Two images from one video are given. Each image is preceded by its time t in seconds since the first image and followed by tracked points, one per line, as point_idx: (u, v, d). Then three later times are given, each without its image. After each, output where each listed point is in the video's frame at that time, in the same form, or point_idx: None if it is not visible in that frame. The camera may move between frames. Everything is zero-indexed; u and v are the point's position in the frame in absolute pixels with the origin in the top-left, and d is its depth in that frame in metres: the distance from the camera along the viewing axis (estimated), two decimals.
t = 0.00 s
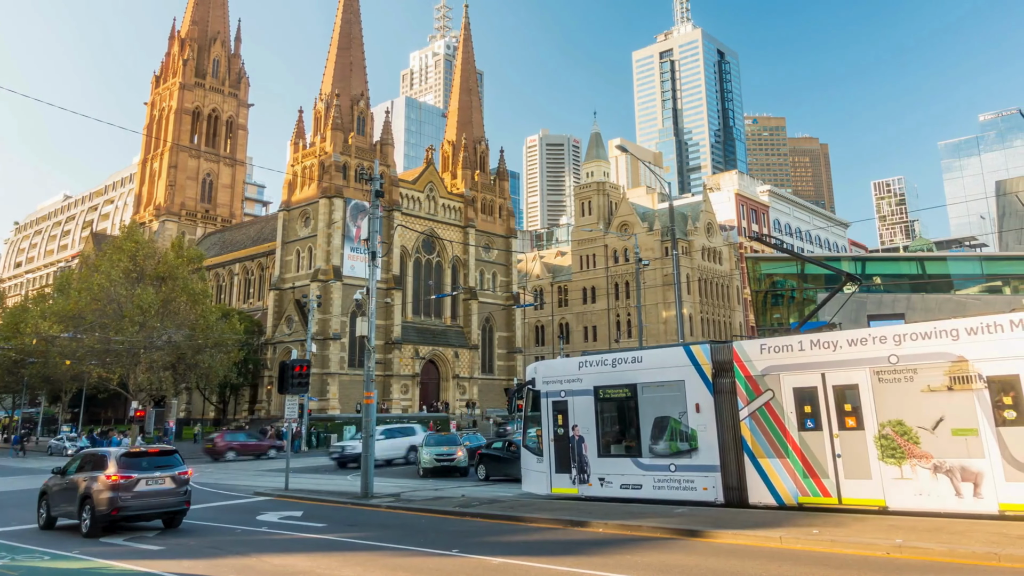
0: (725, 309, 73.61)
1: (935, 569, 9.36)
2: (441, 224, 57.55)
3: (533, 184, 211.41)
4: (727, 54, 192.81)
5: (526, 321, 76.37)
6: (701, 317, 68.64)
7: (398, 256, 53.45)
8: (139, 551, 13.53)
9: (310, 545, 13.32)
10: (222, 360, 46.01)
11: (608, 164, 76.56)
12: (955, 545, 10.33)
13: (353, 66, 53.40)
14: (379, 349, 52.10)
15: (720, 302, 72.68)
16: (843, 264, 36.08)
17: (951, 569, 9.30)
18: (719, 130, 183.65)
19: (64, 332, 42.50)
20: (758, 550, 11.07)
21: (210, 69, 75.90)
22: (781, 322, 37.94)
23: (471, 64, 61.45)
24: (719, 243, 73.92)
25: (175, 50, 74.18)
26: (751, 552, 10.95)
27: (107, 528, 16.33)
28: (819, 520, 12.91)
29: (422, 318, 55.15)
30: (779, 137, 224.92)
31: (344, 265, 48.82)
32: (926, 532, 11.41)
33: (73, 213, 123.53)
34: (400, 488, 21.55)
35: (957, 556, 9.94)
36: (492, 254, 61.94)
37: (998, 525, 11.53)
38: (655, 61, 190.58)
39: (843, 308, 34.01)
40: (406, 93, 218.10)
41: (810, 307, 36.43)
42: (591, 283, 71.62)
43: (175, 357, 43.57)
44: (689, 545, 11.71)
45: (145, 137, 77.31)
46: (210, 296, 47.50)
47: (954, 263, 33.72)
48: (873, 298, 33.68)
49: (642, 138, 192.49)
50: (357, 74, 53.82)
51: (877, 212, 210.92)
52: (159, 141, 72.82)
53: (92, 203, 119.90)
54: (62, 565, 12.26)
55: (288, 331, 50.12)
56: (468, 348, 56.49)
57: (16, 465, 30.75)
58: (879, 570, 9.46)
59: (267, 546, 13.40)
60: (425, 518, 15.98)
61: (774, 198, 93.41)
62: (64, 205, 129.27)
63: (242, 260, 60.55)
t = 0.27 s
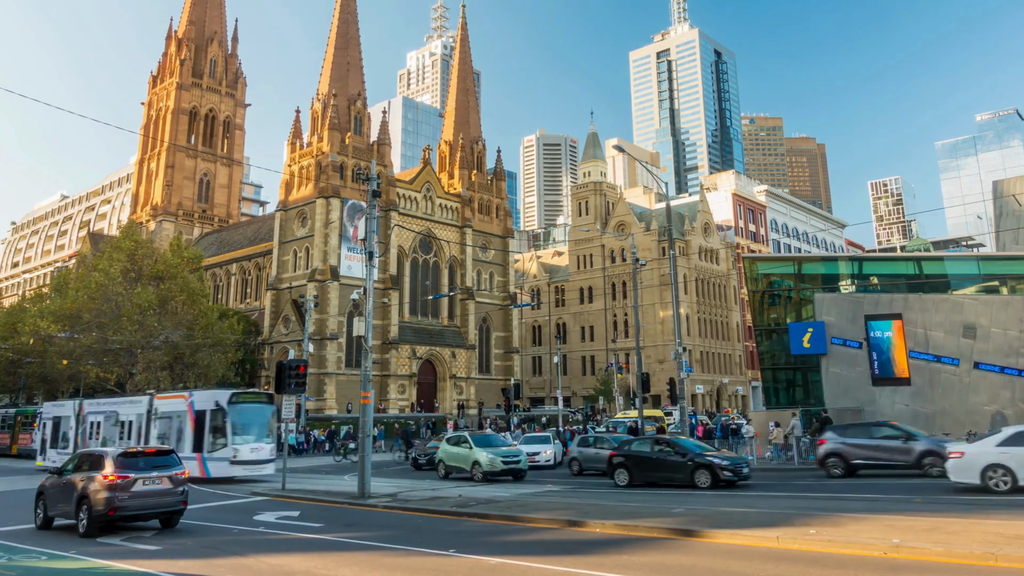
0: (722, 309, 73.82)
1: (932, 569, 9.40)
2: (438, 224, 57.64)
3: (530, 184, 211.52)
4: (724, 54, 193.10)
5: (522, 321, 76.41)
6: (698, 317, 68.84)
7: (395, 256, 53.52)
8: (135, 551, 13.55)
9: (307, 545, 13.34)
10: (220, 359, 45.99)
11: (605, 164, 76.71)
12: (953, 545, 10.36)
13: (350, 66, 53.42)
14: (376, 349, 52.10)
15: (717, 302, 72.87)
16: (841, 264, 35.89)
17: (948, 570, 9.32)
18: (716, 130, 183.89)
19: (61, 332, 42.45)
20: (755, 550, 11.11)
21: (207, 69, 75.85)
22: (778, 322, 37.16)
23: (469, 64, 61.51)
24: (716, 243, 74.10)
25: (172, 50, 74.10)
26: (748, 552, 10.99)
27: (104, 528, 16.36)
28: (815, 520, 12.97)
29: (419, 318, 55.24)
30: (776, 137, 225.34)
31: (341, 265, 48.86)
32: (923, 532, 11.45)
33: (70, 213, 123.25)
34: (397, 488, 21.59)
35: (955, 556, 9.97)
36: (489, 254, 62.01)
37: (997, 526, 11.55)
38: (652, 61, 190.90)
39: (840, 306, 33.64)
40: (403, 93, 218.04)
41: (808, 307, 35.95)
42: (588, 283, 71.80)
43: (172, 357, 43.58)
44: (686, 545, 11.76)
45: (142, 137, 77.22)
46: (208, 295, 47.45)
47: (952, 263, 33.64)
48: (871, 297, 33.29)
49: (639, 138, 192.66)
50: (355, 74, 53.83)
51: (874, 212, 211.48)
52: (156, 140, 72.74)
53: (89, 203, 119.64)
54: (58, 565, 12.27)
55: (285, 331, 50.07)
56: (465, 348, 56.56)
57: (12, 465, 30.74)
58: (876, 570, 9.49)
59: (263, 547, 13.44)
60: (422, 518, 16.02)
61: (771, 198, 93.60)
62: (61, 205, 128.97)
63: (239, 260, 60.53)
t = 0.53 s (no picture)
0: (719, 309, 73.93)
1: (928, 569, 9.44)
2: (435, 224, 57.65)
3: (527, 184, 211.66)
4: (721, 54, 193.25)
5: (520, 321, 76.43)
6: (695, 318, 68.95)
7: (392, 256, 53.51)
8: (132, 551, 13.60)
9: (304, 546, 13.38)
10: (217, 359, 45.96)
11: (602, 164, 76.78)
12: (950, 544, 10.40)
13: (347, 66, 53.41)
14: (373, 349, 52.08)
15: (714, 302, 72.99)
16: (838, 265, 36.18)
17: (944, 569, 9.37)
18: (713, 130, 184.13)
19: (58, 332, 42.41)
20: (752, 551, 11.16)
21: (204, 69, 75.76)
22: (776, 322, 37.50)
23: (466, 64, 61.53)
24: (713, 242, 74.22)
25: (169, 50, 74.01)
26: (745, 553, 11.03)
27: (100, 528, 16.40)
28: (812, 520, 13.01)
29: (416, 318, 55.26)
30: (773, 137, 225.62)
31: (338, 265, 48.84)
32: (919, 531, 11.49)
33: (67, 213, 123.02)
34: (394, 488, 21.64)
35: (951, 556, 10.00)
36: (486, 254, 62.04)
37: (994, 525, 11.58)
38: (649, 60, 191.18)
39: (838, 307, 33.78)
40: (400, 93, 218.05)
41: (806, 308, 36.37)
42: (585, 283, 71.90)
43: (169, 357, 43.60)
44: (682, 545, 11.81)
45: (139, 137, 77.12)
46: (205, 295, 47.41)
47: (948, 262, 33.43)
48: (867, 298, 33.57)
49: (636, 137, 192.88)
50: (352, 74, 53.82)
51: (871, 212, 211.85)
52: (153, 140, 72.65)
53: (86, 202, 119.39)
54: (55, 565, 12.31)
55: (282, 331, 50.01)
56: (462, 348, 56.59)
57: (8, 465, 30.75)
58: (872, 570, 9.53)
59: (261, 546, 13.49)
60: (419, 518, 16.06)
61: (769, 198, 93.74)
62: (57, 205, 128.77)
63: (236, 260, 60.49)
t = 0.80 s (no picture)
0: (716, 309, 74.08)
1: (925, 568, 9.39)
2: (432, 224, 57.67)
3: (524, 184, 211.74)
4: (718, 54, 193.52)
5: (517, 321, 76.45)
6: (692, 318, 69.07)
7: (389, 256, 53.47)
8: (128, 551, 13.63)
9: (300, 545, 13.40)
10: (214, 359, 45.86)
11: (599, 164, 76.90)
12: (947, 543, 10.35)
13: (344, 66, 53.43)
14: (370, 349, 52.08)
15: (711, 302, 73.11)
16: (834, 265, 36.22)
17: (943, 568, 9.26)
18: (710, 130, 184.34)
19: (54, 332, 42.41)
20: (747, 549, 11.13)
21: (201, 69, 75.66)
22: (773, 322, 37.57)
23: (463, 64, 61.54)
24: (710, 242, 74.33)
25: (166, 50, 73.90)
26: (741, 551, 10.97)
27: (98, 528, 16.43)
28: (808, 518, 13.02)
29: (413, 318, 55.25)
30: (770, 137, 225.96)
31: (335, 265, 48.82)
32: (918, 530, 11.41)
33: (64, 213, 122.61)
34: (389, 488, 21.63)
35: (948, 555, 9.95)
36: (483, 254, 62.07)
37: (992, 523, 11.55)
38: (647, 60, 191.50)
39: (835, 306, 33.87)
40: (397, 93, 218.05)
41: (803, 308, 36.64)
42: (582, 283, 71.97)
43: (166, 357, 43.57)
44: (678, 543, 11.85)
45: (137, 137, 77.03)
46: (202, 295, 47.35)
47: (945, 262, 34.05)
48: (864, 298, 33.64)
49: (633, 138, 193.10)
50: (349, 74, 53.85)
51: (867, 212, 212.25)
52: (150, 140, 72.54)
53: (83, 203, 119.11)
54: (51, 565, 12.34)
55: (279, 331, 50.06)
56: (459, 348, 56.60)
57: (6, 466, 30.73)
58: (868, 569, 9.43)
59: (256, 547, 13.45)
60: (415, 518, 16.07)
61: (766, 198, 93.88)
62: (54, 206, 128.47)
63: (233, 260, 60.44)
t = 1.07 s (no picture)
0: (713, 309, 74.19)
1: (923, 569, 9.28)
2: (429, 224, 57.70)
3: (521, 184, 211.86)
4: (715, 54, 193.69)
5: (514, 321, 76.50)
6: (689, 318, 69.20)
7: (386, 256, 53.51)
8: (126, 551, 13.63)
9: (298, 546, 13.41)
10: (211, 359, 45.85)
11: (596, 164, 76.96)
12: (944, 544, 10.25)
13: (341, 66, 53.42)
14: (367, 349, 52.12)
15: (708, 302, 73.22)
16: (831, 265, 36.26)
17: (942, 569, 9.23)
18: (707, 130, 184.58)
19: (52, 332, 42.44)
20: (746, 549, 11.14)
21: (198, 69, 75.59)
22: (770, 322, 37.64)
23: (460, 64, 61.55)
24: (707, 242, 74.47)
25: (163, 50, 73.81)
26: (739, 552, 10.98)
27: (97, 529, 16.45)
28: (805, 517, 13.06)
29: (410, 318, 55.28)
30: (767, 137, 226.33)
31: (332, 265, 48.83)
32: (916, 530, 11.43)
33: (61, 213, 122.40)
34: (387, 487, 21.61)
35: (946, 556, 9.84)
36: (480, 254, 62.11)
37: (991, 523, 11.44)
38: (644, 60, 191.77)
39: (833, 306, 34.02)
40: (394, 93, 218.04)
41: (800, 307, 36.74)
42: (579, 283, 72.05)
43: (163, 357, 43.54)
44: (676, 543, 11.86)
45: (134, 137, 76.98)
46: (199, 295, 47.36)
47: (942, 262, 34.06)
48: (862, 298, 33.78)
49: (630, 137, 193.45)
50: (346, 74, 53.84)
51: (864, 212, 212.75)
52: (147, 140, 72.47)
53: (80, 203, 118.97)
54: (49, 565, 12.35)
55: (276, 331, 50.09)
56: (456, 348, 56.65)
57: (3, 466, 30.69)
58: (868, 569, 9.41)
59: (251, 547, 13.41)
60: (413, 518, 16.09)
61: (763, 199, 94.02)
62: (51, 205, 128.29)
63: (230, 260, 60.41)
